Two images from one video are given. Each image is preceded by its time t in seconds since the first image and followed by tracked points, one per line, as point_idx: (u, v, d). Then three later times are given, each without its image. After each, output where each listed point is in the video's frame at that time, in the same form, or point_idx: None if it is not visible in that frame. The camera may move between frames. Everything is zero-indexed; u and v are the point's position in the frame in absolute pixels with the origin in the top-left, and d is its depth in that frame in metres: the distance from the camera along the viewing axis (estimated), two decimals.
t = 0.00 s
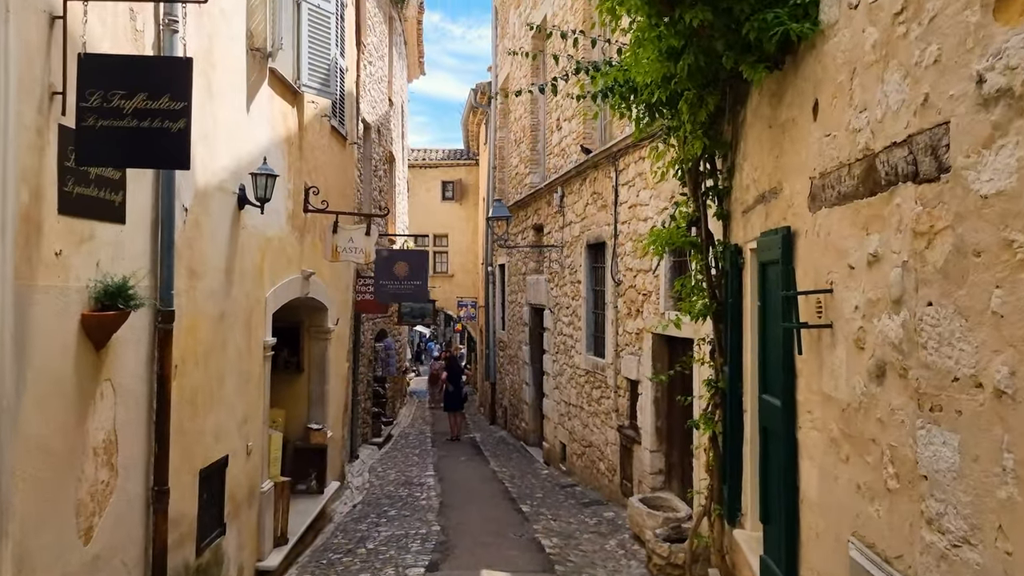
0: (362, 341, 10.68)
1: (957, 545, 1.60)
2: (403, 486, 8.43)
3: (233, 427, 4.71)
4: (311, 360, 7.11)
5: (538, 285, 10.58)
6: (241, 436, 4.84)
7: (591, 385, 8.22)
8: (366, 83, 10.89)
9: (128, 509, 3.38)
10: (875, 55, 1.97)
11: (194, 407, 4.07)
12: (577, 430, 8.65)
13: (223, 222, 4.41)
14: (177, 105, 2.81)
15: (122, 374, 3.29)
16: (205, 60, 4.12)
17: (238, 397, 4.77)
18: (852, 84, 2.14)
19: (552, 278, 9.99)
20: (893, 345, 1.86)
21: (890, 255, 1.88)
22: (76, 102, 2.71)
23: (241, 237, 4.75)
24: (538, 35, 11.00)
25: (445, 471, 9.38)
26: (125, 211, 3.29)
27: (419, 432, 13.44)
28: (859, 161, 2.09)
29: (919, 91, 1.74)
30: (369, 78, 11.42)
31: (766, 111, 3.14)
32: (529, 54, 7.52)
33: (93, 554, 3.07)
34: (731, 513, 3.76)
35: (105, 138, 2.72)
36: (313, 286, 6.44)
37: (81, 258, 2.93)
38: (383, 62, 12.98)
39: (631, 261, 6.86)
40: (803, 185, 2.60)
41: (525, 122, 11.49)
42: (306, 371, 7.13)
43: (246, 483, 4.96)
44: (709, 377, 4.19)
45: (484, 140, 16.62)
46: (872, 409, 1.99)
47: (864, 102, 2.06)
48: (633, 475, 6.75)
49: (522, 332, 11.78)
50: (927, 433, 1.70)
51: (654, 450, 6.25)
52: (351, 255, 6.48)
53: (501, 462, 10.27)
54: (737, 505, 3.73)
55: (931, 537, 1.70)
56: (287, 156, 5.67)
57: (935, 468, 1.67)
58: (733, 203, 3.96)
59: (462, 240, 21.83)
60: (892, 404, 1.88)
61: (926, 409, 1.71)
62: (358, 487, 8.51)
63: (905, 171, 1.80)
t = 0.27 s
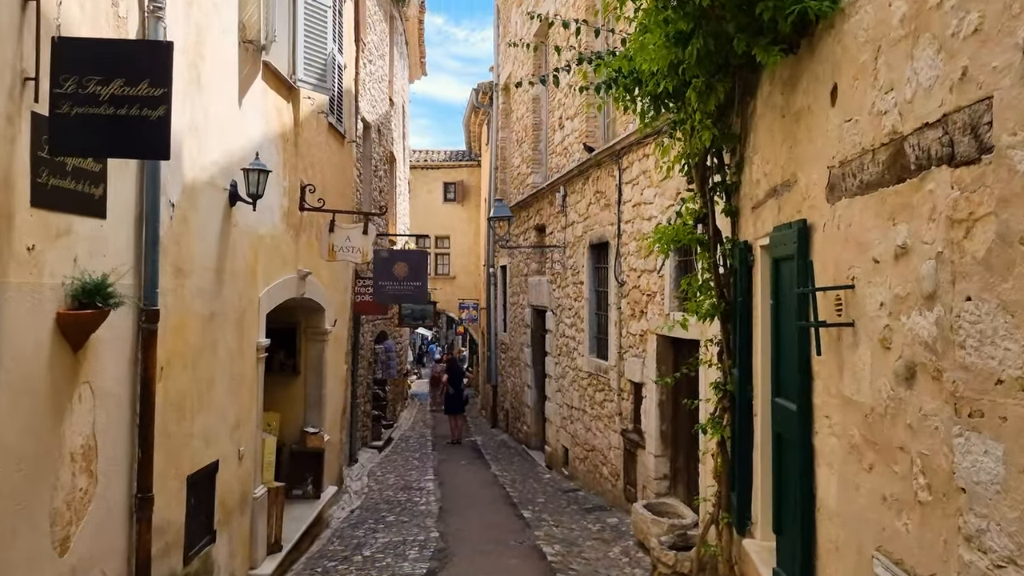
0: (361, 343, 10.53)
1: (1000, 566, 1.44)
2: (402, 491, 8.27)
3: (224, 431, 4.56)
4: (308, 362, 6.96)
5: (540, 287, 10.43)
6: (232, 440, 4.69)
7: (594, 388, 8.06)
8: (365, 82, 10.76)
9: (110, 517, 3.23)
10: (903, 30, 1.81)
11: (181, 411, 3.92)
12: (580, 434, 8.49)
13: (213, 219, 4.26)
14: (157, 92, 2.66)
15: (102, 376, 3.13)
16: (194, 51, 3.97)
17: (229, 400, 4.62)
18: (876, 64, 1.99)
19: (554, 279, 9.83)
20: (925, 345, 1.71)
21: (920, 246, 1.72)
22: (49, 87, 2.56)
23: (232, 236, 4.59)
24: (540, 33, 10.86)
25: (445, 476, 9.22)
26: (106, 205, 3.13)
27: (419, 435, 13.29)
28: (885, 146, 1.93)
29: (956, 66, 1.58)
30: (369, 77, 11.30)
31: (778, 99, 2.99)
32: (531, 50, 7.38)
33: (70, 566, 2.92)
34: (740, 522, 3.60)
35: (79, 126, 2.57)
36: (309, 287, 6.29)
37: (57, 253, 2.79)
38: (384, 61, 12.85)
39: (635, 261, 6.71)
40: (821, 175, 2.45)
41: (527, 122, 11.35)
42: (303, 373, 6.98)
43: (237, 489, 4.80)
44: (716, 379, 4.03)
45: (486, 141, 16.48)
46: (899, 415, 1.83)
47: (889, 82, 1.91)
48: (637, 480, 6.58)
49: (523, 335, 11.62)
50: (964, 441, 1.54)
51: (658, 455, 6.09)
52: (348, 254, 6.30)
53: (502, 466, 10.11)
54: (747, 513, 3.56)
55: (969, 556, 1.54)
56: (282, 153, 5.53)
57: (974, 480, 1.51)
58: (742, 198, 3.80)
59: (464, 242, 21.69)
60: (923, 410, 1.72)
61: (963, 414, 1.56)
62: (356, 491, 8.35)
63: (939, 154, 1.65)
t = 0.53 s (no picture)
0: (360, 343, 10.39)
1: None
2: (401, 493, 8.11)
3: (212, 432, 4.40)
4: (303, 361, 6.81)
5: (542, 286, 10.27)
6: (221, 441, 4.53)
7: (596, 389, 7.90)
8: (365, 78, 10.63)
9: (85, 521, 3.07)
10: None
11: (166, 410, 3.76)
12: (582, 436, 8.33)
13: (200, 212, 4.11)
14: (129, 70, 2.49)
15: (76, 373, 2.98)
16: (180, 38, 3.81)
17: (218, 399, 4.46)
18: (900, 30, 1.83)
19: (556, 278, 9.67)
20: (957, 333, 1.54)
21: (952, 224, 1.56)
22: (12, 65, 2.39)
23: (221, 230, 4.44)
24: (542, 29, 10.71)
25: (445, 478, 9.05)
26: (81, 192, 2.98)
27: (420, 436, 13.13)
28: (910, 119, 1.77)
29: (995, 22, 1.42)
30: (369, 74, 11.16)
31: (791, 80, 2.83)
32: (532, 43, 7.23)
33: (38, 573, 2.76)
34: (748, 526, 3.43)
35: (45, 107, 2.41)
36: (304, 283, 6.14)
37: (25, 242, 2.63)
38: (385, 59, 12.73)
39: (639, 258, 6.55)
40: (837, 156, 2.28)
41: (529, 119, 11.20)
42: (299, 373, 6.84)
43: (227, 491, 4.65)
44: (723, 378, 3.86)
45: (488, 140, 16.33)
46: (927, 412, 1.67)
47: (915, 47, 1.75)
48: (640, 483, 6.42)
49: (525, 335, 11.46)
50: (1004, 440, 1.38)
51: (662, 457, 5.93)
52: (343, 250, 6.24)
53: (503, 468, 9.94)
54: (755, 517, 3.40)
55: (1009, 568, 1.37)
56: (275, 145, 5.38)
57: (1016, 483, 1.34)
58: (751, 188, 3.64)
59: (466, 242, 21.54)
60: (955, 406, 1.55)
61: (1002, 410, 1.39)
62: (354, 494, 8.19)
63: (973, 121, 1.49)
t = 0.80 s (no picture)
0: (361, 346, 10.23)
1: None
2: (401, 499, 7.95)
3: (202, 438, 4.24)
4: (301, 364, 6.65)
5: (545, 288, 10.11)
6: (212, 448, 4.37)
7: (600, 393, 7.73)
8: (366, 77, 10.49)
9: (62, 534, 2.91)
10: None
11: (151, 416, 3.61)
12: (586, 440, 8.16)
13: (188, 210, 3.95)
14: (101, 54, 2.34)
15: (50, 378, 2.81)
16: (166, 30, 3.66)
17: (208, 404, 4.31)
18: (934, 4, 1.66)
19: (560, 280, 9.51)
20: (1005, 338, 1.38)
21: (998, 215, 1.40)
22: None
23: (212, 229, 4.28)
24: (546, 28, 10.56)
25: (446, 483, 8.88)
26: (57, 188, 2.83)
27: (422, 440, 12.97)
28: (948, 101, 1.60)
29: None
30: (370, 73, 11.03)
31: (808, 68, 2.66)
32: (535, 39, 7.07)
33: None
34: (761, 540, 3.26)
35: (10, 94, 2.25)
36: (301, 285, 5.98)
37: None
38: (386, 58, 12.59)
39: (644, 259, 6.38)
40: (860, 146, 2.12)
41: (533, 119, 11.04)
42: (296, 376, 6.68)
43: (218, 499, 4.49)
44: (733, 384, 3.69)
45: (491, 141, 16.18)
46: (969, 426, 1.50)
47: (953, 20, 1.58)
48: (646, 490, 6.24)
49: (529, 338, 11.29)
50: None
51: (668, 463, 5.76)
52: (340, 251, 6.18)
53: (506, 473, 9.77)
54: (768, 530, 3.23)
55: None
56: (270, 143, 5.23)
57: None
58: (762, 185, 3.47)
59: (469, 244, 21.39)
60: (1004, 420, 1.38)
61: None
62: (354, 500, 8.03)
63: None
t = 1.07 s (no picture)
0: (364, 346, 10.08)
1: None
2: (405, 502, 7.79)
3: (198, 439, 4.09)
4: (302, 364, 6.50)
5: (551, 287, 9.96)
6: (207, 448, 4.22)
7: (608, 394, 7.56)
8: (369, 74, 10.36)
9: (46, 540, 2.75)
10: None
11: (143, 416, 3.46)
12: (593, 442, 7.99)
13: (183, 202, 3.80)
14: (80, 26, 2.20)
15: (33, 375, 2.66)
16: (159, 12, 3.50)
17: (204, 404, 4.15)
18: None
19: (566, 279, 9.36)
20: None
21: None
22: None
23: (209, 221, 4.13)
24: (552, 24, 10.42)
25: (451, 486, 8.72)
26: (40, 174, 2.68)
27: (427, 442, 12.81)
28: (1010, 61, 1.44)
29: None
30: (374, 70, 10.90)
31: (838, 44, 2.51)
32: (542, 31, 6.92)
33: None
34: (783, 548, 3.08)
35: None
36: (302, 282, 5.83)
37: None
38: (390, 55, 12.45)
39: (654, 256, 6.23)
40: (899, 121, 1.96)
41: (539, 117, 10.90)
42: (297, 376, 6.52)
43: (215, 502, 4.33)
44: (750, 383, 3.52)
45: (496, 140, 16.04)
46: None
47: None
48: (656, 493, 6.07)
49: (534, 338, 11.14)
50: None
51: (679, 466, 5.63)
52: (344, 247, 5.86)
53: (512, 475, 9.61)
54: (789, 537, 3.05)
55: None
56: (269, 135, 5.08)
57: None
58: (782, 173, 3.31)
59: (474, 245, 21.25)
60: None
61: None
62: (356, 503, 7.88)
63: None
